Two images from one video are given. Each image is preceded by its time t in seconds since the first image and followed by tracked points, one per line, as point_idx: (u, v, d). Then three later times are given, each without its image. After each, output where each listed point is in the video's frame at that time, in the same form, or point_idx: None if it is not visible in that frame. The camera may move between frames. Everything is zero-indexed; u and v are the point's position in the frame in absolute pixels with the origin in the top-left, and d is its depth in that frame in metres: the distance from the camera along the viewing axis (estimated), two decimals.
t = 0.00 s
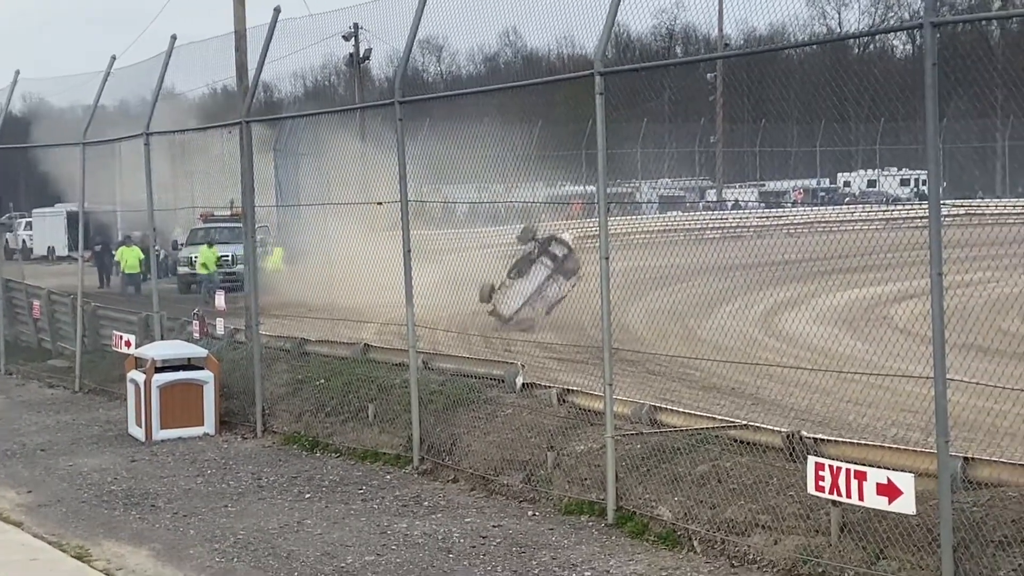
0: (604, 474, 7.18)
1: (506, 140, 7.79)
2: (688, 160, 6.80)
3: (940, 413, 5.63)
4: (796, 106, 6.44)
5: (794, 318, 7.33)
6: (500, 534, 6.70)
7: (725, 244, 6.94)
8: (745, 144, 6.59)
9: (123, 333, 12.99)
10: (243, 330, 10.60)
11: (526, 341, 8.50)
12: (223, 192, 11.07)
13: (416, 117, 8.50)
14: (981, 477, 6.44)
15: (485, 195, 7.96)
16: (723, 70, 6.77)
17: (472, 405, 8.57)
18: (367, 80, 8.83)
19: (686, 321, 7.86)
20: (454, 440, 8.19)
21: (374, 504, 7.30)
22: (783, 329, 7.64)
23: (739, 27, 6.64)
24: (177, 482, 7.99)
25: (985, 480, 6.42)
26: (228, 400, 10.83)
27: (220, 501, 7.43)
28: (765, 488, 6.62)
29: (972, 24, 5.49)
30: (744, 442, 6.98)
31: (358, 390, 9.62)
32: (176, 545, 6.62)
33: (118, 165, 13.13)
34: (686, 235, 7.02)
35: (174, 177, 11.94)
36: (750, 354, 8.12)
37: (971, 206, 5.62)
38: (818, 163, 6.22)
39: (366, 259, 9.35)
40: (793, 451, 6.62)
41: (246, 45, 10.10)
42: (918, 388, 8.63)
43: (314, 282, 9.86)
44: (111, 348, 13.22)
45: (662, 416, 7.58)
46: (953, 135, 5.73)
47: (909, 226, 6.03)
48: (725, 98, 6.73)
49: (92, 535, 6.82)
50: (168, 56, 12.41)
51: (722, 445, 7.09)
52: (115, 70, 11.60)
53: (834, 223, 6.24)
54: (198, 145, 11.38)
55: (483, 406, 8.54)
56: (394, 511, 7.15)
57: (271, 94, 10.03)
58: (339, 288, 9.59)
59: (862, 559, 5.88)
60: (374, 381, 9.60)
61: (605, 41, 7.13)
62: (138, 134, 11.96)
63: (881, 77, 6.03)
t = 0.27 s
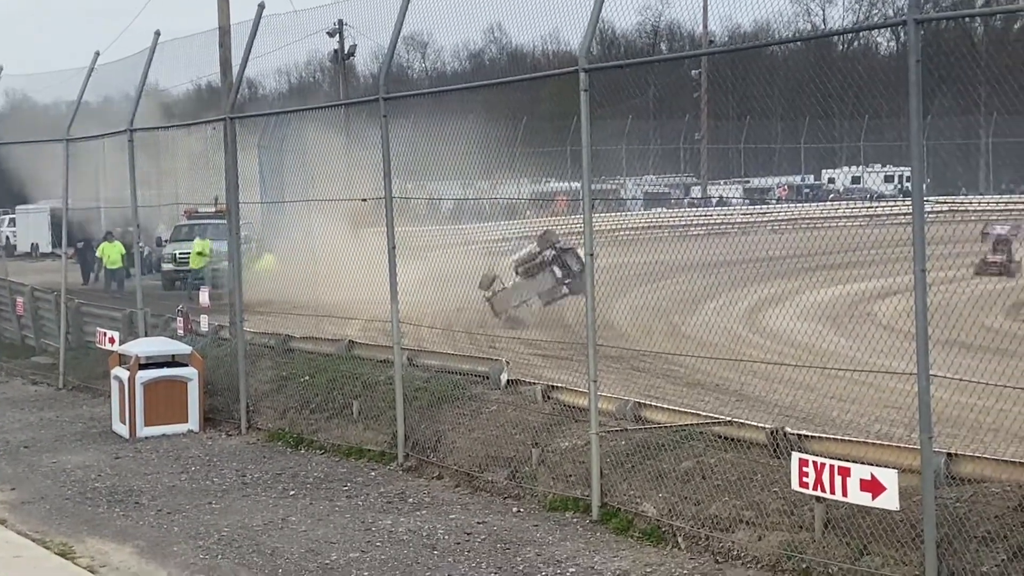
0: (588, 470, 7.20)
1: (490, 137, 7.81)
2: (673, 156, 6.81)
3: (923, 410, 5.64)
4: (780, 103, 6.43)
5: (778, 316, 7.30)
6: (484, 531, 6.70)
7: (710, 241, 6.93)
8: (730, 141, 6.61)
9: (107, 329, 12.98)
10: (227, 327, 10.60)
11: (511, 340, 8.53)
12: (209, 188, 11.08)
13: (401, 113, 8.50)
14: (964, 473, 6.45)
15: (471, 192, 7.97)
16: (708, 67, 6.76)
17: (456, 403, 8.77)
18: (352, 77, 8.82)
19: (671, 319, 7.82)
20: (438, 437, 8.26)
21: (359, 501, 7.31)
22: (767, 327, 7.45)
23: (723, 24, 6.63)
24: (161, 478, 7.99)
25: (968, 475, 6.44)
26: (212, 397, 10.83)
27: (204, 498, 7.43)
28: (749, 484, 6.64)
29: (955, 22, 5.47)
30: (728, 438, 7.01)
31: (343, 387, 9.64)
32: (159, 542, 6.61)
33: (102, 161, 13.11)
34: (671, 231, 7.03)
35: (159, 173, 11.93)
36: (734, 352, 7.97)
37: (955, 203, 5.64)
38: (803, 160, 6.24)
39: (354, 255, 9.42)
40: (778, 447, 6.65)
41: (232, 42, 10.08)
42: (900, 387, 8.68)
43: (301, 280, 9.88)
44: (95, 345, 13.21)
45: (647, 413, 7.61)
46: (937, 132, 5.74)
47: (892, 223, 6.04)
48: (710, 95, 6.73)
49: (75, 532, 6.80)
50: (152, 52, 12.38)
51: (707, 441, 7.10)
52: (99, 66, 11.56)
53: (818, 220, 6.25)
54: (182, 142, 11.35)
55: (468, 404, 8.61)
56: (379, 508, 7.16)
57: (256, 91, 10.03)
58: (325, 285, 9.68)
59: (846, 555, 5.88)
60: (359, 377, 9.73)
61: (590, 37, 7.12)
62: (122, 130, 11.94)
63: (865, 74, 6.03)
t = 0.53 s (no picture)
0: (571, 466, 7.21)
1: (473, 132, 7.83)
2: (657, 152, 6.82)
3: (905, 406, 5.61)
4: (764, 99, 6.44)
5: (761, 312, 7.24)
6: (467, 527, 6.71)
7: (694, 237, 6.90)
8: (714, 137, 6.60)
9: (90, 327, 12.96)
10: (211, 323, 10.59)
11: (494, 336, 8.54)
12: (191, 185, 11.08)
13: (385, 109, 8.51)
14: (946, 468, 6.49)
15: (455, 188, 7.97)
16: (691, 63, 6.77)
17: (440, 398, 8.66)
18: (336, 73, 8.83)
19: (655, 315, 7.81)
20: (422, 433, 8.25)
21: (342, 497, 7.31)
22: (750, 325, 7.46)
23: (706, 20, 6.60)
24: (144, 475, 7.98)
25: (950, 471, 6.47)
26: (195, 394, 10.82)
27: (187, 495, 7.43)
28: (732, 479, 6.65)
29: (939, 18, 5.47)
30: (711, 434, 7.03)
31: (327, 384, 9.64)
32: (142, 538, 6.60)
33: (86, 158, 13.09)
34: (655, 227, 7.01)
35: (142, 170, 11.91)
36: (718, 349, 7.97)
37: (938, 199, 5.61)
38: (786, 156, 6.23)
39: (337, 252, 9.42)
40: (762, 443, 6.67)
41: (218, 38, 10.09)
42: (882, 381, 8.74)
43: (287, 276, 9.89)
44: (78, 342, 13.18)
45: (630, 409, 7.61)
46: (921, 127, 5.72)
47: (875, 219, 6.02)
48: (694, 91, 6.74)
49: (57, 528, 6.80)
50: (136, 49, 12.37)
51: (691, 437, 7.11)
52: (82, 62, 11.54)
53: (801, 217, 6.21)
54: (166, 139, 11.34)
55: (452, 400, 8.60)
56: (362, 504, 7.17)
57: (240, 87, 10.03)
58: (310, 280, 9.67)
59: (828, 550, 5.89)
60: (342, 374, 9.74)
61: (574, 32, 7.14)
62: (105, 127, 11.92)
63: (848, 71, 6.03)
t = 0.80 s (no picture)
0: (559, 463, 7.22)
1: (461, 128, 7.84)
2: (646, 149, 6.81)
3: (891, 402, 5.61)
4: (752, 96, 6.43)
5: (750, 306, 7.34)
6: (455, 524, 6.71)
7: (682, 233, 6.90)
8: (702, 134, 6.60)
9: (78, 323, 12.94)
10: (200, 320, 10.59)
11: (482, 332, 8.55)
12: (179, 182, 11.12)
13: (373, 106, 8.50)
14: (932, 466, 6.51)
15: (442, 184, 7.97)
16: (680, 60, 6.76)
17: (428, 394, 8.65)
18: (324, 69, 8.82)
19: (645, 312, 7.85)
20: (410, 430, 8.26)
21: (330, 494, 7.32)
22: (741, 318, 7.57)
23: (695, 17, 6.61)
24: (131, 472, 7.98)
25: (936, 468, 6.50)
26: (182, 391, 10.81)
27: (174, 492, 7.43)
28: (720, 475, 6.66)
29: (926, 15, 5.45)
30: (698, 430, 7.05)
31: (315, 380, 9.64)
32: (130, 536, 6.60)
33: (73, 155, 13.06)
34: (644, 224, 7.01)
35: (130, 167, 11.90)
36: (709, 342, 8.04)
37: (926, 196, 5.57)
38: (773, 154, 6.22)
39: (325, 249, 9.42)
40: (749, 439, 6.68)
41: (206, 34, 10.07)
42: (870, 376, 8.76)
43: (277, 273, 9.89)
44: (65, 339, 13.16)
45: (618, 406, 7.62)
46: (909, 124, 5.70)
47: (863, 216, 6.03)
48: (682, 88, 6.72)
49: (44, 526, 6.79)
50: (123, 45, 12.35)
51: (679, 434, 7.12)
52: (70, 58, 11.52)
53: (788, 214, 6.21)
54: (154, 136, 11.34)
55: (439, 396, 8.61)
56: (350, 501, 7.17)
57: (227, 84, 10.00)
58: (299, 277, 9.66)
59: (816, 546, 5.90)
60: (330, 371, 9.75)
61: (561, 29, 7.13)
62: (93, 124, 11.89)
63: (836, 68, 6.02)
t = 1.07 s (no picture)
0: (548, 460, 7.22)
1: (450, 124, 7.84)
2: (636, 146, 6.80)
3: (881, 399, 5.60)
4: (743, 94, 6.42)
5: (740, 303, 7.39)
6: (445, 521, 6.71)
7: (673, 230, 6.90)
8: (692, 131, 6.59)
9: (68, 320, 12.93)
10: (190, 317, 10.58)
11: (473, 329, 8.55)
12: (170, 179, 11.12)
13: (364, 103, 8.49)
14: (922, 462, 6.50)
15: (432, 181, 7.97)
16: (670, 57, 6.74)
17: (418, 392, 8.65)
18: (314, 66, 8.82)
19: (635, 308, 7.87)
20: (400, 427, 8.26)
21: (320, 491, 7.32)
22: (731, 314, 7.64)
23: (685, 14, 6.60)
24: (120, 470, 7.97)
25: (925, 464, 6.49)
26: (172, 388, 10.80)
27: (163, 489, 7.42)
28: (709, 472, 6.67)
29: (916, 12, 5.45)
30: (688, 427, 7.04)
31: (304, 377, 9.63)
32: (119, 533, 6.59)
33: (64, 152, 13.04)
34: (633, 221, 7.00)
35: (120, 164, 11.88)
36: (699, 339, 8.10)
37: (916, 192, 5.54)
38: (763, 151, 6.21)
39: (316, 246, 9.42)
40: (737, 435, 6.67)
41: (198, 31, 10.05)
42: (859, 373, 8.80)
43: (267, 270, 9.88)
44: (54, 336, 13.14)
45: (608, 403, 7.62)
46: (899, 121, 5.68)
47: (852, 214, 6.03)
48: (672, 85, 6.71)
49: (33, 523, 6.78)
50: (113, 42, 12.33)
51: (669, 431, 7.12)
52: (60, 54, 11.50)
53: (778, 211, 6.21)
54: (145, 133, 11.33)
55: (429, 393, 8.61)
56: (340, 498, 7.17)
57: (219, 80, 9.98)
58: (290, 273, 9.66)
59: (805, 543, 5.90)
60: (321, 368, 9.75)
61: (551, 25, 7.13)
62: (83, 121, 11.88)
63: (826, 65, 6.02)
